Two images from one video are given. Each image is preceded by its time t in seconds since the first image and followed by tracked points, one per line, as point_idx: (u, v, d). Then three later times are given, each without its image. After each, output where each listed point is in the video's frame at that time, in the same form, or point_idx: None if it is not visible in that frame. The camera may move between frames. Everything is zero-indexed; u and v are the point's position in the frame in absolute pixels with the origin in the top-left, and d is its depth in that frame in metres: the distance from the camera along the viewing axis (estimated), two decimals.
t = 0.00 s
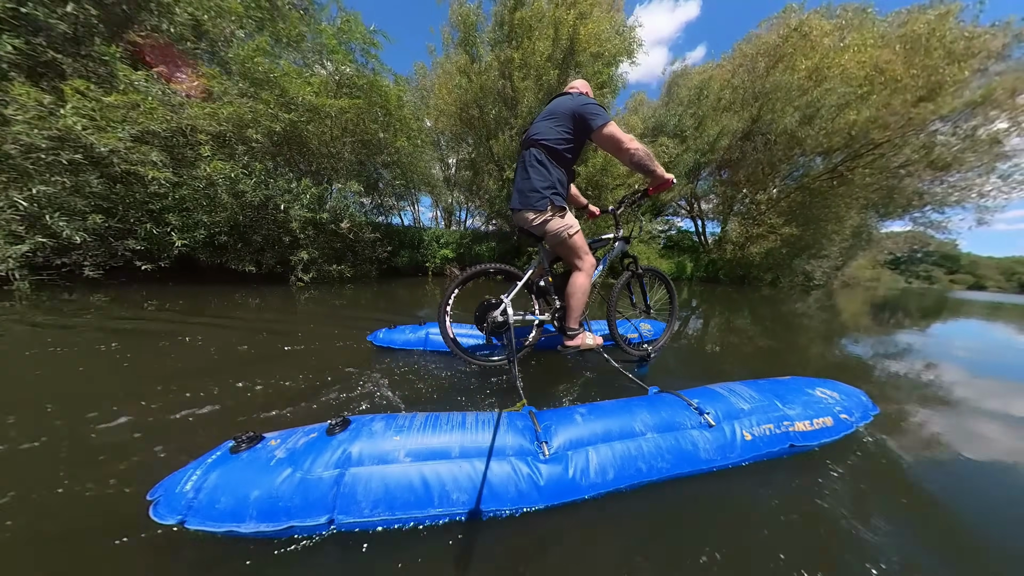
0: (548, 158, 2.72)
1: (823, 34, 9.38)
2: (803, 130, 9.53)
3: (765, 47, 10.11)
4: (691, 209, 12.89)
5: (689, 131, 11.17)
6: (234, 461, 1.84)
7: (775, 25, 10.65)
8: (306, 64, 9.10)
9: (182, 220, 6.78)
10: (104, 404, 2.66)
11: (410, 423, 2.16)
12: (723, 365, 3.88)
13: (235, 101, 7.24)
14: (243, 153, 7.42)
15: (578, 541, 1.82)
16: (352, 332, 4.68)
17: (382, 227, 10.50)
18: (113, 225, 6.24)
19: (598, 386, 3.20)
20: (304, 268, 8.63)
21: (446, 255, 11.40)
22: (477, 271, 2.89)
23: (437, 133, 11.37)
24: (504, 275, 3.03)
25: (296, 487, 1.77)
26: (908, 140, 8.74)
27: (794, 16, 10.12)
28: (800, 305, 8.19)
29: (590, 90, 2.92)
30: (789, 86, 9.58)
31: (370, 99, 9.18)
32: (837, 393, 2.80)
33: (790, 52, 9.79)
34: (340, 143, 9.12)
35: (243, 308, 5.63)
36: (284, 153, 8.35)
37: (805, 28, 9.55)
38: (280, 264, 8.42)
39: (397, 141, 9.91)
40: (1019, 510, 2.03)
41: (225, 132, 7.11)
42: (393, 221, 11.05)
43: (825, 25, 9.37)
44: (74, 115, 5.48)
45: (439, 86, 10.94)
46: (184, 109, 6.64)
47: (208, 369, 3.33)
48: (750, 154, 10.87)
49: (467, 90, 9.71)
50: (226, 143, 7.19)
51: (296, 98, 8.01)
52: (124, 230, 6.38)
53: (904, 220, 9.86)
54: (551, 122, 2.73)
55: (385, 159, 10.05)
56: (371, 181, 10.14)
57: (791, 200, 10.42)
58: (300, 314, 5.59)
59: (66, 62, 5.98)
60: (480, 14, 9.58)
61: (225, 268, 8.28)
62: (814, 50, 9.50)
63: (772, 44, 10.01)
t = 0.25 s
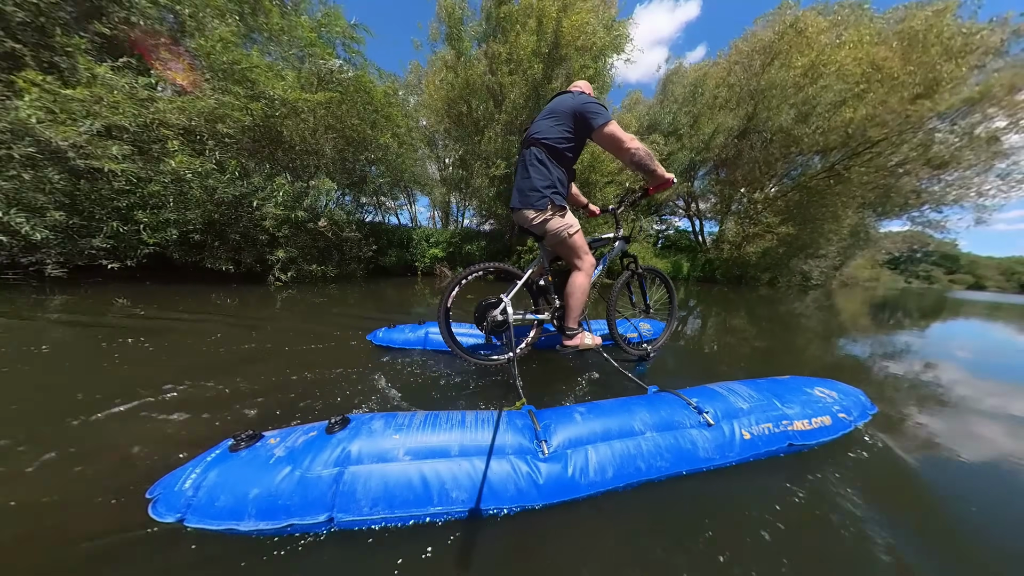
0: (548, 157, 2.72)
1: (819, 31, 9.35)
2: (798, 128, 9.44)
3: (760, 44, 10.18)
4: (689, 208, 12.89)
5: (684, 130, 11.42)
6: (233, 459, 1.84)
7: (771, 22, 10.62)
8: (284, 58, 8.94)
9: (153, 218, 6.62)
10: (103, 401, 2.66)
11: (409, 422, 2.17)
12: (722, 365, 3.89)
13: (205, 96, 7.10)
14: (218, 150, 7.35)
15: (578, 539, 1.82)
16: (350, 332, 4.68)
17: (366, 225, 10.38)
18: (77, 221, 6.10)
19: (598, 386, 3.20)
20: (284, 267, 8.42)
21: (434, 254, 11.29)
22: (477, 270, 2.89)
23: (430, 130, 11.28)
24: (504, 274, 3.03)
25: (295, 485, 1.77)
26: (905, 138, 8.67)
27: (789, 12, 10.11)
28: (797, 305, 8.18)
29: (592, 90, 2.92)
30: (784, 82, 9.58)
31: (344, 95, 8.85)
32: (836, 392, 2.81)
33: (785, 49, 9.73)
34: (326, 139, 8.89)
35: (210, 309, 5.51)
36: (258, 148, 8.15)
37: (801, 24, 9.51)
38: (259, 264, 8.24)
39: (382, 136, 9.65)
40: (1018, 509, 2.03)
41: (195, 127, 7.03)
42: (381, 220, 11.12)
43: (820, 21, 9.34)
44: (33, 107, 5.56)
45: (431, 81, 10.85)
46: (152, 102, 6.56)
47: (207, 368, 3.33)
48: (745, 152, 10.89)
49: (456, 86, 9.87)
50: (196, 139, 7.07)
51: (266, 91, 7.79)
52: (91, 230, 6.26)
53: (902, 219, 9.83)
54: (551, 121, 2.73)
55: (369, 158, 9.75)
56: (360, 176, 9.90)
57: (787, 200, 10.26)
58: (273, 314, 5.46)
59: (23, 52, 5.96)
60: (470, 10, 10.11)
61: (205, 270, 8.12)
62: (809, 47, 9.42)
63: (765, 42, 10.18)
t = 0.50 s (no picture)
0: (548, 157, 2.73)
1: (816, 27, 9.31)
2: (795, 125, 9.47)
3: (757, 40, 10.12)
4: (687, 207, 12.87)
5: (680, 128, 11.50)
6: (233, 458, 1.85)
7: (768, 18, 10.56)
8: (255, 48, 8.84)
9: (127, 216, 6.50)
10: (101, 402, 2.66)
11: (409, 421, 2.17)
12: (722, 365, 3.89)
13: (180, 92, 7.01)
14: (195, 147, 7.26)
15: (578, 538, 1.82)
16: (348, 332, 4.68)
17: (356, 224, 10.53)
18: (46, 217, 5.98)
19: (598, 385, 3.20)
20: (267, 266, 8.30)
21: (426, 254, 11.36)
22: (477, 269, 2.89)
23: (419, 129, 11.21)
24: (503, 273, 3.03)
25: (295, 484, 1.78)
26: (904, 135, 8.63)
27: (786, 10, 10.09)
28: (795, 305, 8.16)
29: (592, 89, 2.92)
30: (781, 79, 9.56)
31: (319, 89, 8.92)
32: (835, 392, 2.81)
33: (782, 46, 9.75)
34: (304, 135, 8.84)
35: (193, 305, 5.66)
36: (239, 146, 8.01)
37: (799, 20, 9.51)
38: (240, 263, 8.15)
39: (367, 134, 9.89)
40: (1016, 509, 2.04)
41: (171, 124, 6.95)
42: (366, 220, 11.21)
43: (818, 18, 9.33)
44: None
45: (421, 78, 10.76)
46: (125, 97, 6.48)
47: (205, 368, 3.33)
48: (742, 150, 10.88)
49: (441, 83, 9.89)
50: (172, 136, 6.99)
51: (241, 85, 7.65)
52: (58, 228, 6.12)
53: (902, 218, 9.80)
54: (551, 120, 2.73)
55: (354, 156, 9.98)
56: (343, 175, 10.09)
57: (784, 199, 10.25)
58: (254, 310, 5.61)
59: None
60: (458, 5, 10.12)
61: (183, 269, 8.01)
62: (806, 44, 9.47)
63: (762, 38, 10.09)
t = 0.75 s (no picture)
0: (549, 155, 2.73)
1: (813, 23, 9.33)
2: (792, 122, 9.46)
3: (754, 36, 10.10)
4: (686, 207, 12.84)
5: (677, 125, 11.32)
6: (236, 456, 1.85)
7: (765, 13, 10.45)
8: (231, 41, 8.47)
9: (95, 211, 6.50)
10: (101, 402, 2.65)
11: (410, 419, 2.17)
12: (722, 365, 3.89)
13: (147, 87, 6.92)
14: (166, 143, 7.15)
15: (581, 536, 1.83)
16: (348, 332, 4.68)
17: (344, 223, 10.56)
18: (11, 213, 5.97)
19: (600, 385, 3.19)
20: (246, 265, 8.25)
21: (417, 253, 11.42)
22: (478, 268, 2.88)
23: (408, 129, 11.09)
24: (504, 272, 3.03)
25: (298, 481, 1.78)
26: (905, 133, 8.58)
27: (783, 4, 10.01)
28: (795, 306, 8.14)
29: (593, 87, 2.92)
30: (777, 75, 9.49)
31: (299, 85, 8.72)
32: (837, 390, 2.81)
33: (779, 42, 9.74)
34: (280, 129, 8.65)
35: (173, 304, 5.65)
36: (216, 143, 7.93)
37: (796, 15, 9.48)
38: (220, 261, 8.10)
39: (350, 130, 9.56)
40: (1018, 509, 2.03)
41: (141, 120, 6.88)
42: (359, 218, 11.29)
43: (816, 13, 9.32)
44: None
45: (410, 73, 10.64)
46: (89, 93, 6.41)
47: (206, 368, 3.33)
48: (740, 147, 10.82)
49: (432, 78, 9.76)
50: (142, 132, 6.91)
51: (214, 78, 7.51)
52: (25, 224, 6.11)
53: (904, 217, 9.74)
54: (551, 118, 2.73)
55: (339, 153, 9.71)
56: (330, 171, 9.86)
57: (784, 198, 10.20)
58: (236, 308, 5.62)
59: None
60: None
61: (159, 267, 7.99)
62: (805, 39, 9.44)
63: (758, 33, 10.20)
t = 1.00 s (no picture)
0: (549, 155, 2.74)
1: (812, 18, 9.26)
2: (791, 119, 9.56)
3: (753, 33, 10.12)
4: (686, 206, 12.83)
5: (674, 122, 11.16)
6: (240, 454, 1.86)
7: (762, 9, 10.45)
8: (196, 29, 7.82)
9: (70, 210, 6.19)
10: (104, 400, 2.66)
11: (413, 418, 2.18)
12: (723, 364, 3.90)
13: (121, 82, 6.62)
14: (141, 140, 6.85)
15: (584, 534, 1.84)
16: (350, 331, 4.69)
17: (332, 221, 10.61)
18: None
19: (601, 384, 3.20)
20: (229, 263, 8.18)
21: (407, 253, 11.21)
22: (478, 268, 2.90)
23: (402, 126, 10.97)
24: (505, 272, 3.04)
25: (301, 479, 1.80)
26: (906, 130, 8.58)
27: None
28: (795, 306, 8.15)
29: (593, 87, 2.93)
30: (776, 72, 9.62)
31: (282, 82, 8.52)
32: (838, 390, 2.82)
33: (779, 37, 9.71)
34: (263, 126, 8.53)
35: (156, 303, 5.65)
36: (199, 140, 7.77)
37: (795, 10, 9.48)
38: (202, 260, 7.92)
39: (338, 128, 9.59)
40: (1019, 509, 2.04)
41: (114, 116, 6.56)
42: (350, 217, 11.42)
43: (815, 8, 9.30)
44: None
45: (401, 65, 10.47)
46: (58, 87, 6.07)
47: (209, 366, 3.35)
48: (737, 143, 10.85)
49: (422, 74, 9.65)
50: (116, 129, 6.58)
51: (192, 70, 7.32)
52: None
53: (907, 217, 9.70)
54: (552, 118, 2.74)
55: (326, 150, 9.75)
56: (314, 168, 9.88)
57: (785, 197, 10.20)
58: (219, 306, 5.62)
59: None
60: None
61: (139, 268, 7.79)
62: (803, 35, 9.36)
63: (757, 31, 10.18)
